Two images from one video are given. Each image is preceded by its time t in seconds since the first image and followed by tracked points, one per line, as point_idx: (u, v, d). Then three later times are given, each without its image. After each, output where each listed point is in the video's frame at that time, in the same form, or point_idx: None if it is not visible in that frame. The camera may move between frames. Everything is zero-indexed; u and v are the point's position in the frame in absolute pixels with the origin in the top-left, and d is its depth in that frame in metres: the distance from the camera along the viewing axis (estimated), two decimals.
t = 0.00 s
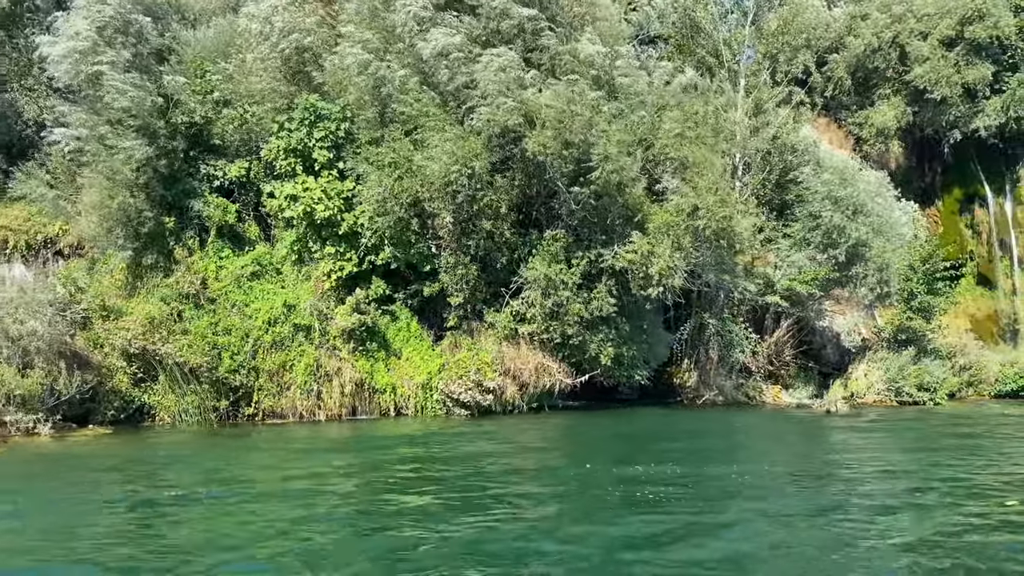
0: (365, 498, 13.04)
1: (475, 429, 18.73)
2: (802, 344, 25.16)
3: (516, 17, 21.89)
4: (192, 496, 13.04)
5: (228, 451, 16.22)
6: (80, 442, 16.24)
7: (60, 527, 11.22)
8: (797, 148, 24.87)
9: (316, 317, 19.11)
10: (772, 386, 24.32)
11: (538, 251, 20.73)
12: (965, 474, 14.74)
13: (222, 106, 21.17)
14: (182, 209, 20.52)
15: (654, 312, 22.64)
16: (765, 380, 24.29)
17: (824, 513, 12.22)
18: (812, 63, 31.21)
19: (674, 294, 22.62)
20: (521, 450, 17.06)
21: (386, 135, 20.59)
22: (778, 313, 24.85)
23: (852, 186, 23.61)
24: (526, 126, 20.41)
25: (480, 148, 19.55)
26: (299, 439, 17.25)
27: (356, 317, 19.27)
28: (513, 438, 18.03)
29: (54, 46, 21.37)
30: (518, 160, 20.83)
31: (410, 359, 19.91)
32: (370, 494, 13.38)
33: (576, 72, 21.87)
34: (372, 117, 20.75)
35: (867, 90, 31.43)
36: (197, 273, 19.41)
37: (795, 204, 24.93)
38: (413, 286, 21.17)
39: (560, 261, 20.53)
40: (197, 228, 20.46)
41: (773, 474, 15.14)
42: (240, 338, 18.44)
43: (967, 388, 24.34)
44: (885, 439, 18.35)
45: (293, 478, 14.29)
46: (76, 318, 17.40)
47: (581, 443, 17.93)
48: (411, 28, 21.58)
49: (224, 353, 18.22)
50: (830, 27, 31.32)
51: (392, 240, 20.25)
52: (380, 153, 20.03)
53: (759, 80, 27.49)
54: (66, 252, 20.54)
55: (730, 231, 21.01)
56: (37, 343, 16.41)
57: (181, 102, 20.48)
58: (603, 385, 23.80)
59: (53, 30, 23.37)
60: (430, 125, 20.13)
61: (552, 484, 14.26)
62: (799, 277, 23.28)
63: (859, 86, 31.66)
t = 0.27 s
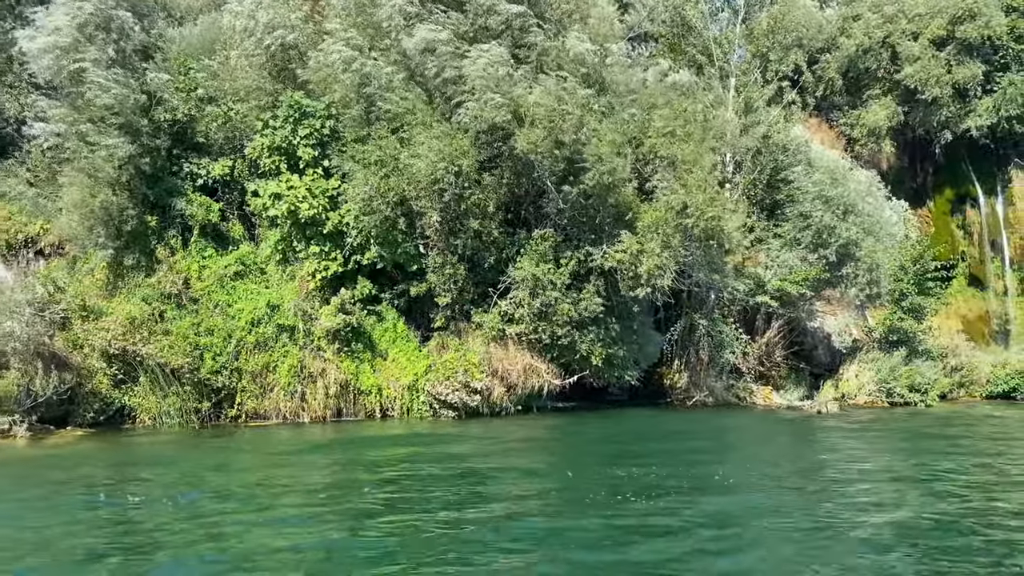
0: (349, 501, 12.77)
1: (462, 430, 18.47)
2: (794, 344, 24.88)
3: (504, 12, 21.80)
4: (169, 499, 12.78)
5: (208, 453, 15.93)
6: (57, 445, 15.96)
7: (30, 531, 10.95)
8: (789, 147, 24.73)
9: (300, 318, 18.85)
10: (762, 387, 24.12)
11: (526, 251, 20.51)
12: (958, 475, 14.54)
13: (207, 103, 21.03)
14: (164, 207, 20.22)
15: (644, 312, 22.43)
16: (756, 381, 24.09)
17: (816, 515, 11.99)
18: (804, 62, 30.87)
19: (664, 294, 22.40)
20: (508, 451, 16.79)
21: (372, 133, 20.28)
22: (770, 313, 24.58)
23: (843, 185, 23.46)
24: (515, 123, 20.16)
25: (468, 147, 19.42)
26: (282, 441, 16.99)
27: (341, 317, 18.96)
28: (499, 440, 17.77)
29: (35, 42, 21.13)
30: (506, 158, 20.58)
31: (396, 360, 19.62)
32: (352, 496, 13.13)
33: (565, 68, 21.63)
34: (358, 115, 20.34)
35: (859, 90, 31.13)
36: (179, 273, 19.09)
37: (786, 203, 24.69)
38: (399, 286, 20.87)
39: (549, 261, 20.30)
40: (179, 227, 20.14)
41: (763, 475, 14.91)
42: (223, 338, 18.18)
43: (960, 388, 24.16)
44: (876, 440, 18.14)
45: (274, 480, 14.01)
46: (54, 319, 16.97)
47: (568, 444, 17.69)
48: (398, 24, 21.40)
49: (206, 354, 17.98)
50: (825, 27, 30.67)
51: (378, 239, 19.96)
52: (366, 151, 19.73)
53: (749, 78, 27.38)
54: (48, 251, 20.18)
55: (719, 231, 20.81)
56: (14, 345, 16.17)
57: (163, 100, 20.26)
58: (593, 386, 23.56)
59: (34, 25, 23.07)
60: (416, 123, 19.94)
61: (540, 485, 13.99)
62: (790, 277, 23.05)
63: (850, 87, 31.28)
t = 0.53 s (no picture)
0: (335, 503, 12.47)
1: (449, 432, 18.22)
2: (785, 345, 24.70)
3: (493, 9, 21.54)
4: (147, 501, 12.50)
5: (189, 456, 15.65)
6: (35, 448, 15.66)
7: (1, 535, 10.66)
8: (780, 147, 24.61)
9: (285, 319, 18.57)
10: (753, 388, 23.93)
11: (514, 251, 20.30)
12: (950, 477, 14.37)
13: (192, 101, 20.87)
14: (147, 207, 19.94)
15: (634, 313, 22.21)
16: (747, 383, 23.90)
17: (813, 517, 11.74)
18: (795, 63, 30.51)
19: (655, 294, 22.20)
20: (495, 453, 16.55)
21: (357, 131, 20.02)
22: (761, 314, 24.39)
23: (834, 185, 23.34)
24: (504, 121, 19.98)
25: (455, 145, 19.16)
26: (265, 444, 16.72)
27: (326, 318, 18.70)
28: (486, 442, 17.54)
29: (14, 39, 20.84)
30: (494, 157, 20.37)
31: (383, 362, 19.36)
32: (335, 498, 12.87)
33: (553, 65, 21.42)
34: (343, 113, 20.11)
35: (850, 91, 30.91)
36: (162, 272, 18.80)
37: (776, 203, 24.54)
38: (386, 286, 20.61)
39: (537, 261, 20.08)
40: (162, 227, 19.85)
41: (752, 477, 14.71)
42: (205, 339, 17.88)
43: (951, 390, 24.04)
44: (867, 442, 17.97)
45: (255, 483, 13.74)
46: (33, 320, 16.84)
47: (557, 446, 17.46)
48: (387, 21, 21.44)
49: (188, 355, 17.68)
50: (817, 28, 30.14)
51: (364, 239, 19.71)
52: (352, 149, 19.47)
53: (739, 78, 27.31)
54: (29, 251, 20.25)
55: (708, 231, 20.64)
56: None
57: (145, 97, 19.91)
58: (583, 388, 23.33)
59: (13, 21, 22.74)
60: (402, 120, 19.69)
61: (530, 488, 13.72)
62: (781, 278, 22.88)
63: (842, 87, 31.02)
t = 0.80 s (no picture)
0: (318, 508, 12.13)
1: (436, 436, 17.97)
2: (777, 347, 24.44)
3: (480, 8, 21.38)
4: (125, 504, 12.23)
5: (171, 459, 15.37)
6: (13, 453, 15.37)
7: None
8: (771, 148, 24.46)
9: (269, 321, 18.28)
10: (745, 391, 23.71)
11: (502, 253, 20.08)
12: (943, 479, 14.19)
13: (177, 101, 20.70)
14: (129, 207, 19.65)
15: (624, 314, 22.00)
16: (738, 385, 23.68)
17: (809, 521, 11.44)
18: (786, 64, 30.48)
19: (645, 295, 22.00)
20: (482, 456, 16.31)
21: (343, 130, 19.79)
22: (752, 316, 24.17)
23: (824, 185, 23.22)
24: (491, 119, 19.88)
25: (441, 144, 18.89)
26: (248, 447, 16.45)
27: (311, 320, 18.42)
28: (474, 444, 17.30)
29: None
30: (482, 156, 20.16)
31: (369, 364, 19.10)
32: (317, 500, 12.62)
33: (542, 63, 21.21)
34: (328, 112, 19.93)
35: (841, 92, 30.76)
36: (144, 274, 18.53)
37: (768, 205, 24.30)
38: (372, 288, 20.35)
39: (526, 262, 19.85)
40: (145, 228, 19.60)
41: (743, 479, 14.51)
42: (188, 341, 17.60)
43: (943, 392, 23.91)
44: (858, 444, 17.79)
45: (236, 486, 13.48)
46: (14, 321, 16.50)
47: (545, 449, 17.23)
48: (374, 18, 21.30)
49: (170, 358, 17.41)
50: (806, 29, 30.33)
51: (349, 240, 19.46)
52: (337, 148, 19.22)
53: (728, 78, 27.24)
54: (10, 253, 19.58)
55: (698, 231, 20.46)
56: None
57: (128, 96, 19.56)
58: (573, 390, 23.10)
59: None
60: (388, 119, 19.46)
61: (518, 491, 13.41)
62: (772, 279, 22.67)
63: (834, 88, 30.96)
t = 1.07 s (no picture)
0: (297, 513, 11.87)
1: (422, 440, 17.72)
2: (768, 351, 24.30)
3: (466, 9, 21.27)
4: (100, 510, 11.94)
5: (150, 465, 15.10)
6: None
7: None
8: (761, 150, 24.31)
9: (252, 324, 18.02)
10: (736, 394, 23.52)
11: (490, 255, 19.87)
12: (934, 482, 14.00)
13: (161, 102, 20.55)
14: (111, 209, 19.38)
15: (614, 317, 21.81)
16: (729, 389, 23.50)
17: (799, 526, 11.21)
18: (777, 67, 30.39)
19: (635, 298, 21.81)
20: (468, 460, 16.08)
21: (328, 131, 19.57)
22: (743, 319, 23.97)
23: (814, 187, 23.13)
24: (477, 119, 19.68)
25: (427, 144, 18.67)
26: (230, 452, 16.18)
27: (295, 323, 18.16)
28: (460, 449, 17.06)
29: None
30: (469, 156, 19.97)
31: (354, 368, 18.85)
32: (297, 505, 12.36)
33: (531, 63, 21.07)
34: (314, 113, 19.73)
35: (833, 94, 30.65)
36: (126, 277, 18.26)
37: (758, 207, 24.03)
38: (359, 291, 20.10)
39: (514, 265, 19.64)
40: (127, 230, 19.34)
41: (731, 483, 14.30)
42: (169, 346, 17.33)
43: (935, 395, 23.77)
44: (849, 448, 17.61)
45: (216, 491, 13.21)
46: None
47: (532, 453, 17.00)
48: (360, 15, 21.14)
49: (151, 363, 17.13)
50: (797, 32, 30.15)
51: (334, 242, 19.22)
52: (322, 149, 18.98)
53: (717, 79, 27.13)
54: None
55: (688, 233, 20.27)
56: None
57: (110, 98, 19.37)
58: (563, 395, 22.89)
59: None
60: (375, 120, 19.26)
61: (504, 496, 13.16)
62: (763, 282, 22.57)
63: (826, 91, 30.83)
